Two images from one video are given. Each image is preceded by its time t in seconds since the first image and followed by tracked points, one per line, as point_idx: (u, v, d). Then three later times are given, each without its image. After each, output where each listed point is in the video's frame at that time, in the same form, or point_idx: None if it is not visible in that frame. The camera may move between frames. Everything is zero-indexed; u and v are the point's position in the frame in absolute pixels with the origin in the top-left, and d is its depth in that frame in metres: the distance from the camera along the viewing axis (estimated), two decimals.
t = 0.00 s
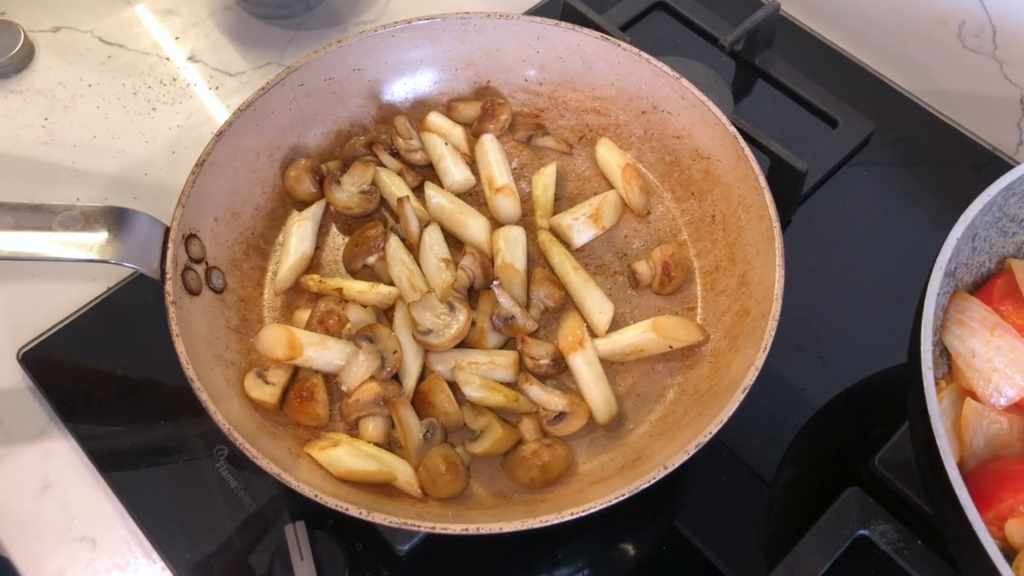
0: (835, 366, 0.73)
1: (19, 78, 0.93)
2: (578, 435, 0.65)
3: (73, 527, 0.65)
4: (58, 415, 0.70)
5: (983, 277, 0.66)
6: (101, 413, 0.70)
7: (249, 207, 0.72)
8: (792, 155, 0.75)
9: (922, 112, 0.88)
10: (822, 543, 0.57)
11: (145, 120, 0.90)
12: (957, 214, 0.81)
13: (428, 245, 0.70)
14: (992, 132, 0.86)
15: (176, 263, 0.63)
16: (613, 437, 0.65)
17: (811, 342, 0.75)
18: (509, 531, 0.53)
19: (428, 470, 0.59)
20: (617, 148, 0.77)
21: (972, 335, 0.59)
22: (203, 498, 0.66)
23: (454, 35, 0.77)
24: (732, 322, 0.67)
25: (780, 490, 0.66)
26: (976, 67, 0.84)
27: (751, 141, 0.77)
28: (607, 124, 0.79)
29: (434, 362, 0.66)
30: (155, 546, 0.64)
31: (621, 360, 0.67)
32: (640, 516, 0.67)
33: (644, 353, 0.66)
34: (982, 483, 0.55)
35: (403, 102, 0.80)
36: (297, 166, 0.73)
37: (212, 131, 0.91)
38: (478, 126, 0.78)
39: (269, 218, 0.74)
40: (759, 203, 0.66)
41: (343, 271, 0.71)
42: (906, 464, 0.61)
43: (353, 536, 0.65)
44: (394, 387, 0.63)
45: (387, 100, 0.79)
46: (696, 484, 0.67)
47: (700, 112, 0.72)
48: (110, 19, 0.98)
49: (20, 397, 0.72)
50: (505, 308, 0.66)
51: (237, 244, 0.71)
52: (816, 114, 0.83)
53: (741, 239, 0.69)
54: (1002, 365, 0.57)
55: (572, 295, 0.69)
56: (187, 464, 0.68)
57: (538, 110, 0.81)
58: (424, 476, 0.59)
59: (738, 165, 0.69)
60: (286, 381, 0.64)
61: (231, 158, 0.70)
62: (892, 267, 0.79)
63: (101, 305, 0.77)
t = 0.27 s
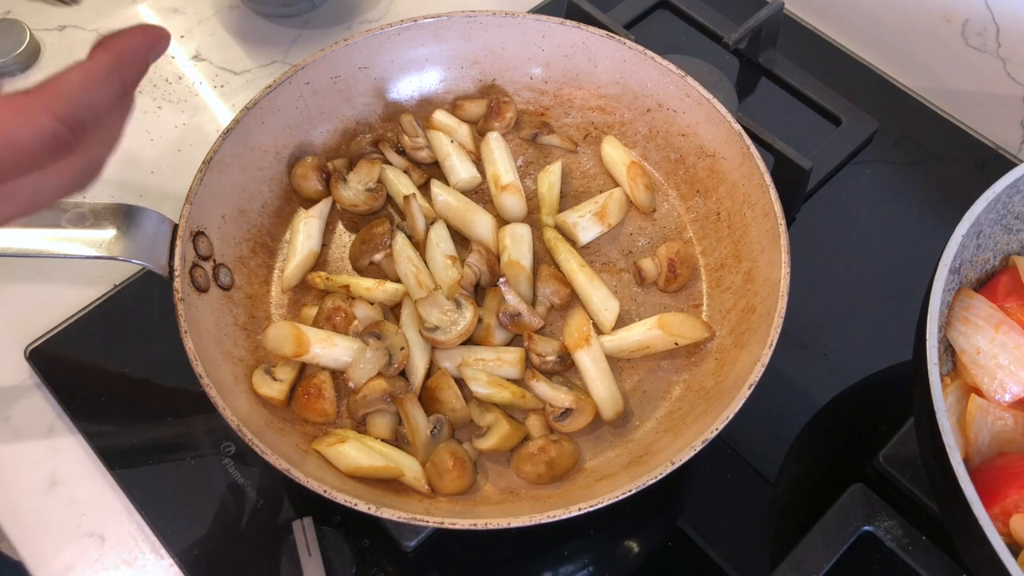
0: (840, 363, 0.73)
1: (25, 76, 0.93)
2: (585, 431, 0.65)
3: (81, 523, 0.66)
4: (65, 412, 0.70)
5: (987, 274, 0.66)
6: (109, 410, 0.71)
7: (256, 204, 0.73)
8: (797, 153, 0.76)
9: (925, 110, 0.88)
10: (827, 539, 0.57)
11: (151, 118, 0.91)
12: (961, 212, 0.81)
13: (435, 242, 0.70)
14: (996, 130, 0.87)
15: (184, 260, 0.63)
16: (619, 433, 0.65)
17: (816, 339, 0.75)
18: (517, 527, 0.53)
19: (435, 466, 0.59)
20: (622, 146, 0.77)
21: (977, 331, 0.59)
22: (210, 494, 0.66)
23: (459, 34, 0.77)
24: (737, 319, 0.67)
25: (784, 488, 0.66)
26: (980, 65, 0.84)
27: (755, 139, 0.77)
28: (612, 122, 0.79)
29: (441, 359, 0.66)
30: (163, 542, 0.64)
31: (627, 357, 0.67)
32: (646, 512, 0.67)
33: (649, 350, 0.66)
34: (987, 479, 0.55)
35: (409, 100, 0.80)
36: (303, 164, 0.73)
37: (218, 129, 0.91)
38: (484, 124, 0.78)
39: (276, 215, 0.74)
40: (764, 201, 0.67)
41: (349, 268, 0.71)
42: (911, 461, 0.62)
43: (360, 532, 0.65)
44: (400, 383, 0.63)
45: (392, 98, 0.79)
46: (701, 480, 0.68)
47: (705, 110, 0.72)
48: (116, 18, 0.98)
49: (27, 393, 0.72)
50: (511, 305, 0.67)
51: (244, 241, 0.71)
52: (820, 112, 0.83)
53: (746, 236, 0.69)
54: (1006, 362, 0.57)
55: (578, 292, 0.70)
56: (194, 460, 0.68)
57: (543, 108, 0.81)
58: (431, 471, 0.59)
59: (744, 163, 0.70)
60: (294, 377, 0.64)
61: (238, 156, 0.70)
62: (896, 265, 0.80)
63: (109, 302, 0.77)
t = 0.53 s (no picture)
0: (852, 365, 0.74)
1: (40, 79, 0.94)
2: (601, 433, 0.66)
3: (100, 523, 0.66)
4: (84, 413, 0.71)
5: (999, 278, 0.67)
6: (128, 411, 0.71)
7: (274, 207, 0.73)
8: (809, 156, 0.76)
9: (935, 113, 0.89)
10: (842, 540, 0.57)
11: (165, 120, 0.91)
12: (971, 215, 0.82)
13: (451, 245, 0.71)
14: (1005, 133, 0.87)
15: (205, 263, 0.64)
16: (635, 435, 0.66)
17: (828, 341, 0.76)
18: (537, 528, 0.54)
19: (454, 467, 0.60)
20: (635, 150, 0.77)
21: (990, 334, 0.60)
22: (229, 495, 0.67)
23: (474, 38, 0.78)
24: (752, 322, 0.68)
25: (795, 489, 0.67)
26: (989, 68, 0.85)
27: (767, 142, 0.78)
28: (626, 126, 0.80)
29: (458, 361, 0.67)
30: (182, 541, 0.65)
31: (642, 359, 0.68)
32: (660, 513, 0.68)
33: (664, 352, 0.67)
34: (1001, 480, 0.56)
35: (424, 104, 0.81)
36: (320, 167, 0.74)
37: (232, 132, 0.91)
38: (498, 128, 0.79)
39: (294, 218, 0.75)
40: (778, 204, 0.67)
41: (366, 271, 0.72)
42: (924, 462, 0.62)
43: (378, 532, 0.66)
44: (419, 386, 0.63)
45: (408, 102, 0.80)
46: (715, 481, 0.68)
47: (718, 114, 0.73)
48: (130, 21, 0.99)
49: (46, 395, 0.73)
50: (528, 308, 0.67)
51: (262, 244, 0.72)
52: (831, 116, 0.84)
53: (760, 239, 0.70)
54: (1019, 364, 0.58)
55: (593, 295, 0.70)
56: (213, 461, 0.69)
57: (557, 112, 0.82)
58: (450, 473, 0.60)
59: (757, 166, 0.70)
60: (314, 379, 0.65)
61: (256, 159, 0.71)
62: (906, 267, 0.80)
63: (126, 304, 0.78)
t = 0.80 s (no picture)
0: (854, 373, 0.76)
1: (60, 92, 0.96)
2: (611, 440, 0.68)
3: (123, 527, 0.68)
4: (107, 420, 0.73)
5: (997, 289, 0.69)
6: (149, 417, 0.73)
7: (292, 220, 0.76)
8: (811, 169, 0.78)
9: (935, 126, 0.91)
10: (844, 543, 0.59)
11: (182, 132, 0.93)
12: (970, 226, 0.84)
13: (465, 257, 0.73)
14: (1003, 145, 0.89)
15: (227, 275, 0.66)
16: (644, 442, 0.68)
17: (831, 350, 0.78)
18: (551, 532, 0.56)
19: (469, 473, 0.62)
20: (643, 163, 0.79)
21: (988, 344, 0.62)
22: (248, 500, 0.69)
23: (486, 54, 0.80)
24: (757, 332, 0.70)
25: (799, 493, 0.69)
26: (988, 82, 0.87)
27: (771, 155, 0.80)
28: (633, 140, 0.82)
29: (473, 370, 0.69)
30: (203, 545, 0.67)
31: (651, 368, 0.70)
32: (668, 518, 0.70)
33: (672, 361, 0.69)
34: (998, 486, 0.58)
35: (438, 119, 0.83)
36: (337, 181, 0.76)
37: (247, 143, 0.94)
38: (509, 142, 0.81)
39: (311, 231, 0.77)
40: (782, 218, 0.69)
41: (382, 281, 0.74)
42: (924, 468, 0.64)
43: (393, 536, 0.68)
44: (434, 394, 0.66)
45: (422, 116, 0.82)
46: (721, 486, 0.70)
47: (724, 129, 0.75)
48: (147, 35, 1.01)
49: (69, 402, 0.75)
50: (540, 318, 0.70)
51: (281, 255, 0.74)
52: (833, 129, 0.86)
53: (765, 251, 0.72)
54: (1016, 373, 0.60)
55: (603, 305, 0.72)
56: (232, 467, 0.71)
57: (566, 126, 0.84)
58: (466, 479, 0.62)
59: (762, 180, 0.72)
60: (332, 387, 0.67)
61: (275, 173, 0.73)
62: (907, 277, 0.82)
63: (146, 313, 0.80)
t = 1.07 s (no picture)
0: (856, 377, 0.77)
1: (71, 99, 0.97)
2: (617, 444, 0.69)
3: (136, 529, 0.69)
4: (120, 423, 0.74)
5: (997, 295, 0.70)
6: (161, 421, 0.74)
7: (303, 227, 0.77)
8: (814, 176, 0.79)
9: (936, 132, 0.92)
10: (847, 545, 0.60)
11: (192, 139, 0.94)
12: (971, 232, 0.85)
13: (473, 264, 0.74)
14: (1003, 152, 0.90)
15: (240, 282, 0.67)
16: (650, 446, 0.69)
17: (833, 355, 0.79)
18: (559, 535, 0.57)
19: (478, 477, 0.63)
20: (648, 171, 0.81)
21: (988, 350, 0.63)
22: (260, 502, 0.70)
23: (494, 63, 0.81)
24: (760, 338, 0.71)
25: (802, 495, 0.70)
26: (987, 90, 0.88)
27: (774, 163, 0.81)
28: (639, 147, 0.83)
29: (481, 375, 0.70)
30: (216, 547, 0.68)
31: (656, 373, 0.71)
32: (672, 520, 0.71)
33: (677, 366, 0.70)
34: (998, 490, 0.59)
35: (446, 127, 0.84)
36: (347, 189, 0.77)
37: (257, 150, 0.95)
38: (516, 150, 0.82)
39: (322, 238, 0.78)
40: (785, 225, 0.70)
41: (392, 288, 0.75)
42: (926, 471, 0.65)
43: (403, 538, 0.69)
44: (444, 398, 0.67)
45: (431, 125, 0.84)
46: (725, 489, 0.71)
47: (728, 137, 0.76)
48: (157, 43, 1.02)
49: (82, 406, 0.76)
50: (547, 324, 0.71)
51: (293, 262, 0.75)
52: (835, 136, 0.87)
53: (768, 258, 0.73)
54: (1015, 378, 0.61)
55: (609, 311, 0.73)
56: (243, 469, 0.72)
57: (572, 134, 0.85)
58: (475, 482, 0.63)
59: (765, 188, 0.73)
60: (344, 392, 0.68)
61: (287, 181, 0.74)
62: (908, 283, 0.83)
63: (158, 318, 0.81)
